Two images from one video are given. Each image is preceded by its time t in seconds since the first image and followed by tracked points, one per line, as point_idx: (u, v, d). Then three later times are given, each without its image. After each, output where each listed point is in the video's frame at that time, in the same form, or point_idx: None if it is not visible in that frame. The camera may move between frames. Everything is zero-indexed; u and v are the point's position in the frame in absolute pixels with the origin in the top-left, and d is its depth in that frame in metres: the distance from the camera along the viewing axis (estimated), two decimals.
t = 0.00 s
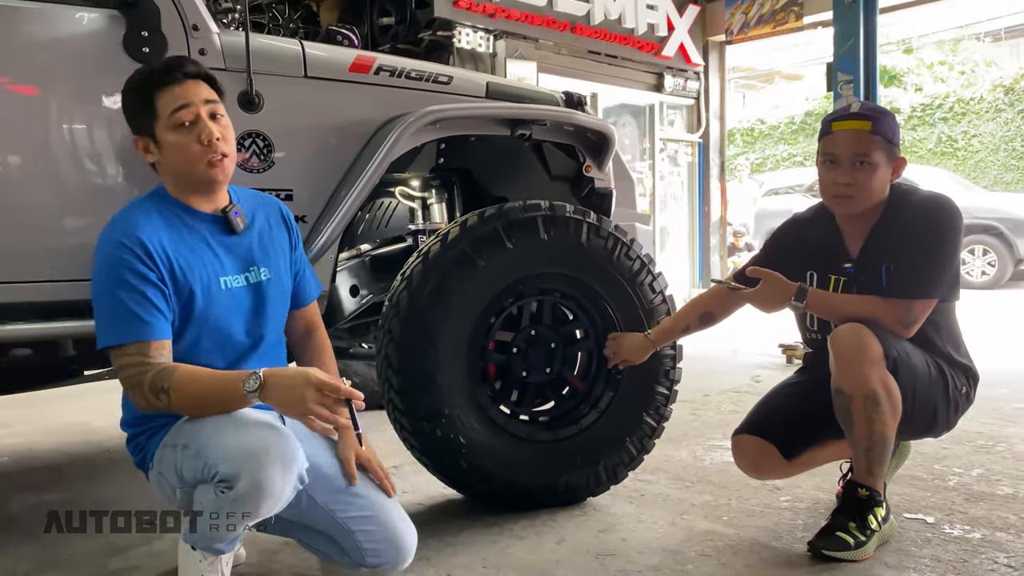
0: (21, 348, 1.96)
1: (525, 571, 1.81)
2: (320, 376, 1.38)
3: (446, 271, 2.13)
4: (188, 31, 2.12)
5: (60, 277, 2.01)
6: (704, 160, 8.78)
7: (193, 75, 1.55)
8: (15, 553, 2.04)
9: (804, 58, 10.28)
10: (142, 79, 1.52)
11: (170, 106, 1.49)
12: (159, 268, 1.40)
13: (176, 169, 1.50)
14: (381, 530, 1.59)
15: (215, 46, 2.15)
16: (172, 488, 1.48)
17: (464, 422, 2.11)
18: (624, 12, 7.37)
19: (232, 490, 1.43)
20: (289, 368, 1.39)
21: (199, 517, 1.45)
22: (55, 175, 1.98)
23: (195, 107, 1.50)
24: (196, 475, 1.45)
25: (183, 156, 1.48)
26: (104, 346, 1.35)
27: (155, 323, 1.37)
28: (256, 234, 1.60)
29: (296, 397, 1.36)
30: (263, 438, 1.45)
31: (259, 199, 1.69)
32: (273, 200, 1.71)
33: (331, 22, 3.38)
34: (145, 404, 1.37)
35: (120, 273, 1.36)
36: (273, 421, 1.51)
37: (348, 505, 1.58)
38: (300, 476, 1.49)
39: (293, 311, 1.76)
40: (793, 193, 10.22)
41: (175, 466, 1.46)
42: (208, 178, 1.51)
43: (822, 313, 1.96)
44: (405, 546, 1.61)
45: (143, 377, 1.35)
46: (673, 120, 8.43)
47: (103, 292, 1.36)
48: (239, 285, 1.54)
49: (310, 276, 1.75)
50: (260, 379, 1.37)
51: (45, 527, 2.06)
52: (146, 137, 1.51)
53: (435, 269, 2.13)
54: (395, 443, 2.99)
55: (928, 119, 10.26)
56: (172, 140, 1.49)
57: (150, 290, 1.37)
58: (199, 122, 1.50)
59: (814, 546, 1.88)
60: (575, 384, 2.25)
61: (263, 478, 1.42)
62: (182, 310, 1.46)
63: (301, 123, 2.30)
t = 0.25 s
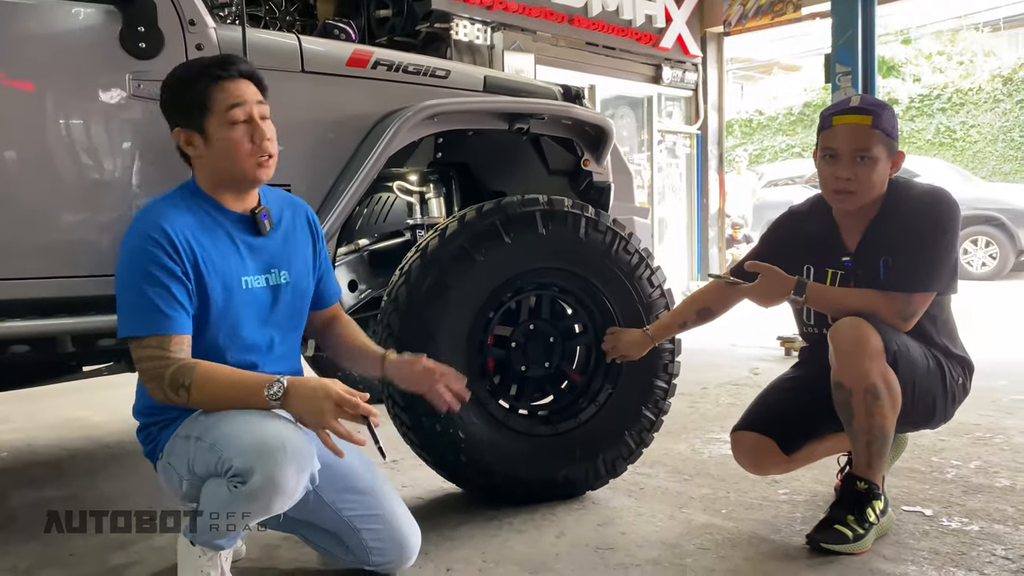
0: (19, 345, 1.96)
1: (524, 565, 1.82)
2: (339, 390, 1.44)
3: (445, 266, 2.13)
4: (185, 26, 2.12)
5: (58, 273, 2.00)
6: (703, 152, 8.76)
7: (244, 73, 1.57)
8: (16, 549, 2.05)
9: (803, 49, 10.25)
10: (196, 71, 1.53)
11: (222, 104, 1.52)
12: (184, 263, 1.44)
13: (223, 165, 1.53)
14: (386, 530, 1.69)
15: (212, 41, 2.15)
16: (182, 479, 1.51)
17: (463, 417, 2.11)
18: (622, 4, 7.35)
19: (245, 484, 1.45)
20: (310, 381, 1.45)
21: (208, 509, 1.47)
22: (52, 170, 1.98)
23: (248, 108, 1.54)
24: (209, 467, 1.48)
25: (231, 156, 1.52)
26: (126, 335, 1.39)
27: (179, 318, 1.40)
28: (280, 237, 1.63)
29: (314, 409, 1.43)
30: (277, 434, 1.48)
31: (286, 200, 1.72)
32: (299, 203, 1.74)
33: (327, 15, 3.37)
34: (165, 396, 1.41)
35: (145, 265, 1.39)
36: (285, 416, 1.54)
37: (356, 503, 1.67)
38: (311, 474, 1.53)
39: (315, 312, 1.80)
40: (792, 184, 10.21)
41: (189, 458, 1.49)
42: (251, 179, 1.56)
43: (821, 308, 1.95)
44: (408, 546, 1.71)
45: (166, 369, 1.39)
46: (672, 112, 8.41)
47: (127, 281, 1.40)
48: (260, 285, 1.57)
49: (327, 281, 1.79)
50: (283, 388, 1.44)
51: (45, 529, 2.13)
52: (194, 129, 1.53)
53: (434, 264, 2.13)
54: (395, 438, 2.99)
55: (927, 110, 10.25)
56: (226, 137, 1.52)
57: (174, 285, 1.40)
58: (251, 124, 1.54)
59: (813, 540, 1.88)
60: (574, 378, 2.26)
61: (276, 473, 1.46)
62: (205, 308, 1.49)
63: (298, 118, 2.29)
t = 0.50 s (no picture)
0: (17, 338, 1.95)
1: (522, 557, 1.82)
2: (363, 404, 1.45)
3: (442, 258, 2.13)
4: (181, 18, 2.11)
5: (55, 266, 2.00)
6: (701, 142, 8.75)
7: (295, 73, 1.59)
8: (15, 542, 2.05)
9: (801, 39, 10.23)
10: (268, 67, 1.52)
11: (287, 104, 1.54)
12: (200, 255, 1.44)
13: (282, 165, 1.55)
14: (390, 525, 1.71)
15: (207, 33, 2.15)
16: (194, 473, 1.52)
17: (461, 409, 2.11)
18: None
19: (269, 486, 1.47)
20: (335, 389, 1.46)
21: (224, 505, 1.49)
22: (48, 163, 1.97)
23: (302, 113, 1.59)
24: (225, 464, 1.49)
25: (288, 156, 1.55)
26: (139, 327, 1.38)
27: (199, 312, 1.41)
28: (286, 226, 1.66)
29: (336, 417, 1.44)
30: (299, 433, 1.48)
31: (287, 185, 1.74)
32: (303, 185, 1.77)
33: (323, 4, 3.34)
34: (178, 390, 1.40)
35: (159, 255, 1.39)
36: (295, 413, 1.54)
37: (360, 499, 1.68)
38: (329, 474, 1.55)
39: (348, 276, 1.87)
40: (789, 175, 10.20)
41: (203, 454, 1.49)
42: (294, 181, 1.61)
43: (809, 297, 1.96)
44: (411, 540, 1.75)
45: (180, 365, 1.38)
46: (670, 102, 8.39)
47: (140, 272, 1.39)
48: (271, 274, 1.59)
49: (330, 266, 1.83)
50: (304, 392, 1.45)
51: (46, 526, 2.10)
52: (263, 125, 1.51)
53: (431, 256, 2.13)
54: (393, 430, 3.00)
55: (925, 100, 10.24)
56: (292, 140, 1.55)
57: (193, 278, 1.41)
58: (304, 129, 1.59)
59: (810, 530, 1.89)
60: (572, 370, 2.26)
61: (300, 476, 1.47)
62: (219, 297, 1.50)
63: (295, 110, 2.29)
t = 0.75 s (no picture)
0: (13, 332, 1.95)
1: (521, 548, 1.83)
2: (378, 400, 1.51)
3: (439, 250, 2.12)
4: (176, 10, 2.10)
5: (52, 259, 1.99)
6: (698, 133, 8.73)
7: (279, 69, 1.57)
8: (13, 536, 2.05)
9: (798, 29, 10.20)
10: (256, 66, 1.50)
11: (275, 105, 1.53)
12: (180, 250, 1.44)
13: (265, 164, 1.55)
14: (388, 522, 1.71)
15: (203, 24, 2.13)
16: (202, 476, 1.51)
17: (458, 402, 2.11)
18: None
19: (297, 488, 1.49)
20: (349, 391, 1.51)
21: (242, 503, 1.51)
22: (44, 155, 1.96)
23: (286, 112, 1.58)
24: (241, 466, 1.50)
25: (272, 157, 1.55)
26: (121, 328, 1.37)
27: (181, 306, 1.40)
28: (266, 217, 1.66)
29: (353, 416, 1.49)
30: (321, 433, 1.49)
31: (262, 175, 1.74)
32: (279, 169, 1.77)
33: None
34: (179, 390, 1.39)
35: (140, 250, 1.38)
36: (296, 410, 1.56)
37: (357, 495, 1.68)
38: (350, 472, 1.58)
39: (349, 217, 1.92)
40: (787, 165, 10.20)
41: (216, 457, 1.49)
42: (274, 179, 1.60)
43: (798, 288, 1.97)
44: (409, 536, 1.76)
45: (185, 364, 1.38)
46: (667, 93, 8.38)
47: (119, 269, 1.38)
48: (251, 266, 1.59)
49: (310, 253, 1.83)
50: (319, 393, 1.49)
51: (46, 527, 2.04)
52: (248, 123, 1.50)
53: (428, 248, 2.12)
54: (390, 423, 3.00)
55: (922, 90, 10.22)
56: (277, 140, 1.55)
57: (173, 272, 1.40)
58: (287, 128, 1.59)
59: (807, 521, 1.89)
60: (569, 362, 2.26)
61: (327, 478, 1.50)
62: (198, 290, 1.49)
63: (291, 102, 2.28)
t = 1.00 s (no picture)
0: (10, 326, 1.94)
1: (519, 541, 1.83)
2: (367, 397, 1.50)
3: (437, 244, 2.12)
4: (171, 3, 2.09)
5: (48, 253, 1.98)
6: (696, 125, 8.72)
7: (245, 56, 1.53)
8: (12, 530, 2.05)
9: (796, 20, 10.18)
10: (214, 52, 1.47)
11: (231, 92, 1.49)
12: (153, 243, 1.43)
13: (232, 153, 1.52)
14: (384, 518, 1.72)
15: (199, 17, 2.12)
16: (193, 477, 1.52)
17: (457, 395, 2.11)
18: None
19: (285, 492, 1.49)
20: (337, 389, 1.50)
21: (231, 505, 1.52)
22: (40, 149, 1.95)
23: (253, 99, 1.55)
24: (229, 468, 1.50)
25: (232, 146, 1.51)
26: (100, 327, 1.37)
27: (156, 301, 1.39)
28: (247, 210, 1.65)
29: (342, 416, 1.48)
30: (308, 434, 1.49)
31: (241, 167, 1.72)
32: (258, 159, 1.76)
33: None
34: (161, 388, 1.39)
35: (112, 246, 1.38)
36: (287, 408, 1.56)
37: (352, 492, 1.68)
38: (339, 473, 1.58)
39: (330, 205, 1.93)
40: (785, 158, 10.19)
41: (204, 460, 1.49)
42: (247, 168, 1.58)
43: (794, 280, 1.97)
44: (405, 531, 1.76)
45: (170, 362, 1.38)
46: (665, 85, 8.37)
47: (93, 266, 1.38)
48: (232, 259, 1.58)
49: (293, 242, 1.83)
50: (306, 392, 1.48)
51: (46, 526, 2.01)
52: (204, 112, 1.47)
53: (426, 242, 2.12)
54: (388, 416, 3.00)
55: (920, 81, 10.22)
56: (241, 127, 1.52)
57: (147, 266, 1.39)
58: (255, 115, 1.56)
59: (805, 513, 1.90)
60: (568, 355, 2.26)
61: (315, 480, 1.50)
62: (176, 285, 1.49)
63: (288, 95, 2.27)
